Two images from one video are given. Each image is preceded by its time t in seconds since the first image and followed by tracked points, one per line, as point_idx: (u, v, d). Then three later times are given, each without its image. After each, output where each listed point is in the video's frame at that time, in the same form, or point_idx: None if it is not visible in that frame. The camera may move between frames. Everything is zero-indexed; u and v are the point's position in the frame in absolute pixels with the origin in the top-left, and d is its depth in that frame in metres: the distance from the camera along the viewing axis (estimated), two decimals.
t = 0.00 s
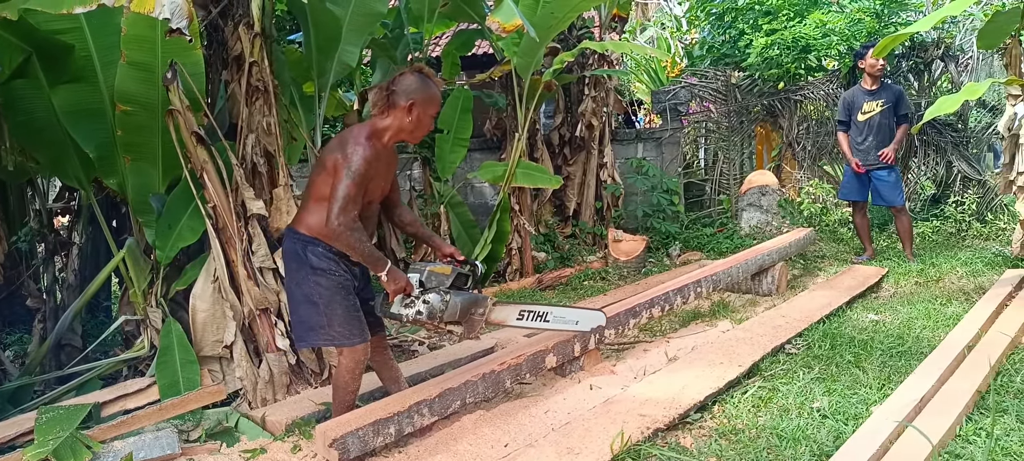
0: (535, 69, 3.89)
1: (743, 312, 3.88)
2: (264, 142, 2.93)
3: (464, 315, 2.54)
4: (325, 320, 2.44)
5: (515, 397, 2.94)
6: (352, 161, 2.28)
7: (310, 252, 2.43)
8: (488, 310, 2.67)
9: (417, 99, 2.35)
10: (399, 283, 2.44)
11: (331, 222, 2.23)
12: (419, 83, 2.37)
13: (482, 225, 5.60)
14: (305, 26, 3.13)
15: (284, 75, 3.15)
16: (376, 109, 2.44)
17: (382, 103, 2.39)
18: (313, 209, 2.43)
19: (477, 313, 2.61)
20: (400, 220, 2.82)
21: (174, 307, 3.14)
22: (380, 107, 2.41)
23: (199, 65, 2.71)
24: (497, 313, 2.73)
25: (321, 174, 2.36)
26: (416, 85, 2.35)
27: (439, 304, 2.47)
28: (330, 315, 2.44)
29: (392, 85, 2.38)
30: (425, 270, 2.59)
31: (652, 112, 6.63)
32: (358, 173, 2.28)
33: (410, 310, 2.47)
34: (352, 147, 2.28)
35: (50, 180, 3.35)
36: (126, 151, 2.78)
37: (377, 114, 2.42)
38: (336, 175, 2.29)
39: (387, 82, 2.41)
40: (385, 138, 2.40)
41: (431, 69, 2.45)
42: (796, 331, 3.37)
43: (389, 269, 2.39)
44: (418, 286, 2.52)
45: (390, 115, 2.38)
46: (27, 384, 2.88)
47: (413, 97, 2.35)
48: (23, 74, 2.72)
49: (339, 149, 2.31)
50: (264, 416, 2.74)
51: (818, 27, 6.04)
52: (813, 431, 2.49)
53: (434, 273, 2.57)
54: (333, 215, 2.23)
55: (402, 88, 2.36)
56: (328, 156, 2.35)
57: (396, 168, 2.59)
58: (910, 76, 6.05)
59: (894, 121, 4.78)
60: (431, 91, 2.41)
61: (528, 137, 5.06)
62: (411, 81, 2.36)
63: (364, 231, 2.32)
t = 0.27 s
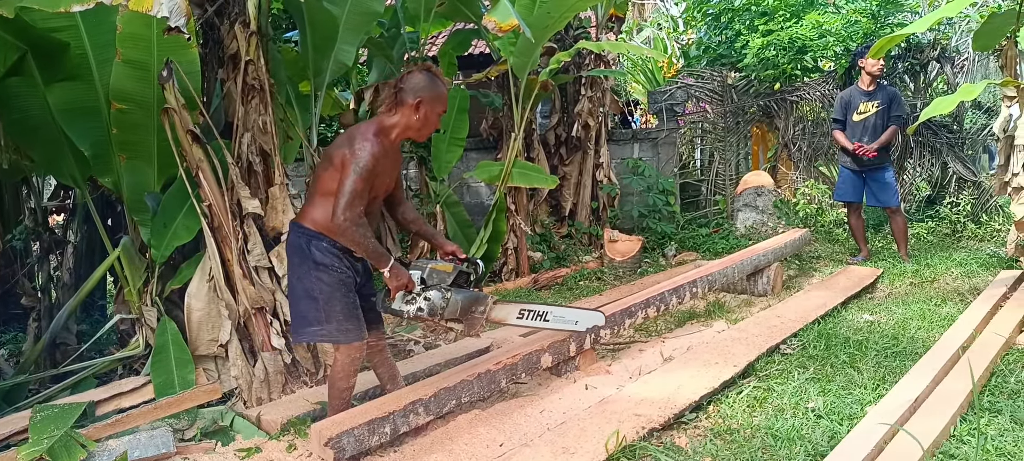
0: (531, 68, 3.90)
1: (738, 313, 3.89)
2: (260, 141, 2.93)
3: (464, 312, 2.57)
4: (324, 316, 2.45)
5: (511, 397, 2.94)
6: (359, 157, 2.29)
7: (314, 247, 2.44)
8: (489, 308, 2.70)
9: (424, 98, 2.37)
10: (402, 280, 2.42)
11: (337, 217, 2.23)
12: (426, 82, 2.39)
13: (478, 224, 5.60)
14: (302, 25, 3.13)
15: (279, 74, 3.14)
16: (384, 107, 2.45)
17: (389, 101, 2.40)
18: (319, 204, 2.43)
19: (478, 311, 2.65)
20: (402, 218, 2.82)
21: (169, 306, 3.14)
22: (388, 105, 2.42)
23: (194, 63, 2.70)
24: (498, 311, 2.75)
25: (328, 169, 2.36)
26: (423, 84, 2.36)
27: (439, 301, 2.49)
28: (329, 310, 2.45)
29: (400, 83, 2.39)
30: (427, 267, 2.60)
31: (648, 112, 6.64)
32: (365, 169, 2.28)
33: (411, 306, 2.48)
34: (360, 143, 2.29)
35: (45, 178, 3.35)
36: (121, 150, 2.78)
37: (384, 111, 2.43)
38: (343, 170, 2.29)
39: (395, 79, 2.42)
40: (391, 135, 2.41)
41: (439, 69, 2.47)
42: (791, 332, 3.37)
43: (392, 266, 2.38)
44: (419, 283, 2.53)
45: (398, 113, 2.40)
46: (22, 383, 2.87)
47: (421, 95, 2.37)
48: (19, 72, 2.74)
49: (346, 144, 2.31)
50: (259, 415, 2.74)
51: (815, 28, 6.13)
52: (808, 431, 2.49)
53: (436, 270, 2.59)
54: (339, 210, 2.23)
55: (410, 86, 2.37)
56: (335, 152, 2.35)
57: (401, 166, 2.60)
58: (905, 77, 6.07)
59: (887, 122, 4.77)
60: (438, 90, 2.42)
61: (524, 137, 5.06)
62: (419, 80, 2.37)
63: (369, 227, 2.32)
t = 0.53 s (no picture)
0: (527, 69, 3.89)
1: (735, 313, 3.89)
2: (255, 142, 2.92)
3: (468, 312, 2.62)
4: (323, 315, 2.45)
5: (507, 398, 2.94)
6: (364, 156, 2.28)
7: (316, 247, 2.42)
8: (491, 309, 2.70)
9: (427, 99, 2.37)
10: (404, 279, 2.46)
11: (342, 217, 2.22)
12: (429, 83, 2.38)
13: (474, 225, 5.60)
14: (298, 27, 3.14)
15: (275, 75, 3.14)
16: (386, 107, 2.44)
17: (392, 101, 2.39)
18: (321, 204, 2.42)
19: (479, 312, 2.65)
20: (406, 219, 2.80)
21: (164, 308, 3.14)
22: (391, 105, 2.41)
23: (189, 65, 2.70)
24: (498, 312, 2.74)
25: (331, 169, 2.34)
26: (426, 85, 2.36)
27: (442, 300, 2.56)
28: (327, 310, 2.45)
29: (403, 83, 2.38)
30: (430, 267, 2.64)
31: (644, 113, 6.64)
32: (369, 170, 2.27)
33: (415, 305, 2.57)
34: (364, 143, 2.28)
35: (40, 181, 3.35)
36: (116, 151, 2.77)
37: (387, 111, 2.42)
38: (347, 170, 2.28)
39: (397, 80, 2.42)
40: (394, 135, 2.41)
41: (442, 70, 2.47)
42: (788, 332, 3.37)
43: (393, 266, 2.41)
44: (423, 282, 2.60)
45: (401, 113, 2.39)
46: (16, 385, 2.86)
47: (423, 96, 2.36)
48: (15, 73, 2.74)
49: (350, 144, 2.30)
50: (255, 417, 2.73)
51: (810, 27, 6.10)
52: (804, 431, 2.49)
53: (439, 271, 2.63)
54: (344, 209, 2.22)
55: (412, 87, 2.37)
56: (339, 151, 2.34)
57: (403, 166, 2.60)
58: (901, 76, 6.12)
59: (883, 121, 4.80)
60: (440, 91, 2.42)
61: (520, 137, 5.06)
62: (422, 81, 2.37)
63: (373, 227, 2.32)
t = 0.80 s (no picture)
0: (523, 69, 3.90)
1: (731, 313, 3.89)
2: (251, 143, 2.92)
3: (476, 307, 2.66)
4: (339, 312, 2.47)
5: (504, 399, 2.94)
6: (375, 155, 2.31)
7: (327, 244, 2.45)
8: (499, 305, 2.75)
9: (436, 97, 2.40)
10: (415, 275, 2.49)
11: (354, 216, 2.26)
12: (438, 81, 2.42)
13: (471, 225, 5.60)
14: (294, 27, 3.13)
15: (271, 76, 3.14)
16: (395, 106, 2.47)
17: (402, 99, 2.42)
18: (333, 202, 2.45)
19: (488, 307, 2.70)
20: (415, 217, 2.83)
21: (160, 310, 3.13)
22: (400, 103, 2.44)
23: (185, 66, 2.68)
24: (505, 308, 2.77)
25: (342, 168, 2.37)
26: (435, 83, 2.39)
27: (452, 296, 2.58)
28: (342, 307, 2.47)
29: (412, 82, 2.41)
30: (440, 264, 2.68)
31: (640, 113, 6.64)
32: (381, 168, 2.30)
33: (425, 301, 2.57)
34: (375, 142, 2.31)
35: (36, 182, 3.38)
36: (112, 153, 2.77)
37: (396, 110, 2.45)
38: (358, 169, 2.31)
39: (406, 79, 2.45)
40: (404, 134, 2.43)
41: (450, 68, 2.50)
42: (784, 332, 3.38)
43: (405, 262, 2.44)
44: (433, 279, 2.62)
45: (410, 112, 2.42)
46: (12, 387, 2.86)
47: (432, 94, 2.39)
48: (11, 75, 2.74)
49: (362, 143, 2.33)
50: (251, 418, 2.73)
51: (806, 27, 6.10)
52: (801, 431, 2.49)
53: (449, 267, 2.66)
54: (356, 207, 2.25)
55: (421, 86, 2.40)
56: (350, 150, 2.36)
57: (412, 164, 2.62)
58: (897, 77, 6.09)
59: (879, 119, 4.79)
60: (448, 90, 2.45)
61: (517, 138, 5.07)
62: (430, 79, 2.40)
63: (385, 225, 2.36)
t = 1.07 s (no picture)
0: (520, 70, 3.90)
1: (728, 313, 3.89)
2: (248, 144, 2.91)
3: (477, 308, 2.65)
4: (349, 310, 2.58)
5: (501, 399, 2.93)
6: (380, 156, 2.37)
7: (334, 245, 2.53)
8: (500, 306, 2.77)
9: (437, 97, 2.45)
10: (418, 276, 2.55)
11: (360, 217, 2.33)
12: (438, 81, 2.47)
13: (468, 226, 5.60)
14: (290, 28, 3.13)
15: (268, 77, 3.13)
16: (397, 107, 2.53)
17: (403, 101, 2.48)
18: (337, 202, 2.52)
19: (489, 308, 2.71)
20: (418, 217, 2.92)
21: (157, 311, 3.13)
22: (402, 105, 2.51)
23: (182, 67, 2.70)
24: (506, 309, 2.83)
25: (346, 168, 2.43)
26: (436, 84, 2.45)
27: (454, 297, 2.59)
28: (352, 306, 2.58)
29: (414, 83, 2.47)
30: (442, 264, 2.65)
31: (637, 113, 6.64)
32: (385, 169, 2.36)
33: (427, 301, 2.59)
34: (379, 143, 2.37)
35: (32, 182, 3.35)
36: (108, 154, 2.76)
37: (399, 111, 2.51)
38: (363, 170, 2.37)
39: (407, 80, 2.51)
40: (407, 135, 2.50)
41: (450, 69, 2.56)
42: (780, 332, 3.38)
43: (409, 263, 2.50)
44: (435, 280, 2.62)
45: (412, 113, 2.48)
46: (8, 389, 2.85)
47: (433, 95, 2.45)
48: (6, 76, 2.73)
49: (365, 145, 2.39)
50: (248, 420, 2.72)
51: (802, 28, 6.09)
52: (798, 431, 2.49)
53: (451, 268, 2.64)
54: (362, 208, 2.33)
55: (422, 87, 2.46)
56: (355, 151, 2.41)
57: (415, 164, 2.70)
58: (893, 77, 6.10)
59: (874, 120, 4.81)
60: (449, 90, 2.51)
61: (513, 138, 5.07)
62: (431, 80, 2.46)
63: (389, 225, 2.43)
